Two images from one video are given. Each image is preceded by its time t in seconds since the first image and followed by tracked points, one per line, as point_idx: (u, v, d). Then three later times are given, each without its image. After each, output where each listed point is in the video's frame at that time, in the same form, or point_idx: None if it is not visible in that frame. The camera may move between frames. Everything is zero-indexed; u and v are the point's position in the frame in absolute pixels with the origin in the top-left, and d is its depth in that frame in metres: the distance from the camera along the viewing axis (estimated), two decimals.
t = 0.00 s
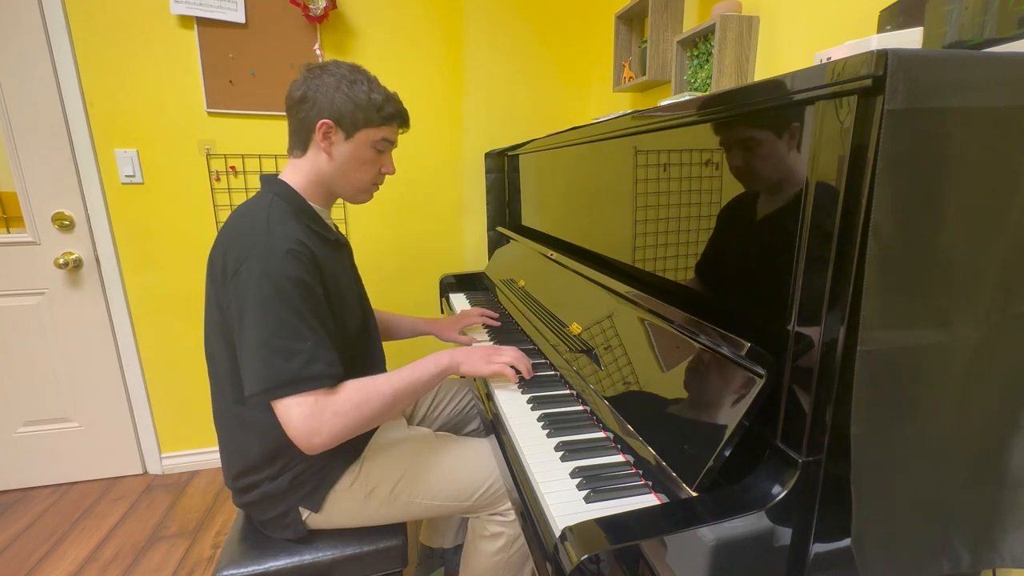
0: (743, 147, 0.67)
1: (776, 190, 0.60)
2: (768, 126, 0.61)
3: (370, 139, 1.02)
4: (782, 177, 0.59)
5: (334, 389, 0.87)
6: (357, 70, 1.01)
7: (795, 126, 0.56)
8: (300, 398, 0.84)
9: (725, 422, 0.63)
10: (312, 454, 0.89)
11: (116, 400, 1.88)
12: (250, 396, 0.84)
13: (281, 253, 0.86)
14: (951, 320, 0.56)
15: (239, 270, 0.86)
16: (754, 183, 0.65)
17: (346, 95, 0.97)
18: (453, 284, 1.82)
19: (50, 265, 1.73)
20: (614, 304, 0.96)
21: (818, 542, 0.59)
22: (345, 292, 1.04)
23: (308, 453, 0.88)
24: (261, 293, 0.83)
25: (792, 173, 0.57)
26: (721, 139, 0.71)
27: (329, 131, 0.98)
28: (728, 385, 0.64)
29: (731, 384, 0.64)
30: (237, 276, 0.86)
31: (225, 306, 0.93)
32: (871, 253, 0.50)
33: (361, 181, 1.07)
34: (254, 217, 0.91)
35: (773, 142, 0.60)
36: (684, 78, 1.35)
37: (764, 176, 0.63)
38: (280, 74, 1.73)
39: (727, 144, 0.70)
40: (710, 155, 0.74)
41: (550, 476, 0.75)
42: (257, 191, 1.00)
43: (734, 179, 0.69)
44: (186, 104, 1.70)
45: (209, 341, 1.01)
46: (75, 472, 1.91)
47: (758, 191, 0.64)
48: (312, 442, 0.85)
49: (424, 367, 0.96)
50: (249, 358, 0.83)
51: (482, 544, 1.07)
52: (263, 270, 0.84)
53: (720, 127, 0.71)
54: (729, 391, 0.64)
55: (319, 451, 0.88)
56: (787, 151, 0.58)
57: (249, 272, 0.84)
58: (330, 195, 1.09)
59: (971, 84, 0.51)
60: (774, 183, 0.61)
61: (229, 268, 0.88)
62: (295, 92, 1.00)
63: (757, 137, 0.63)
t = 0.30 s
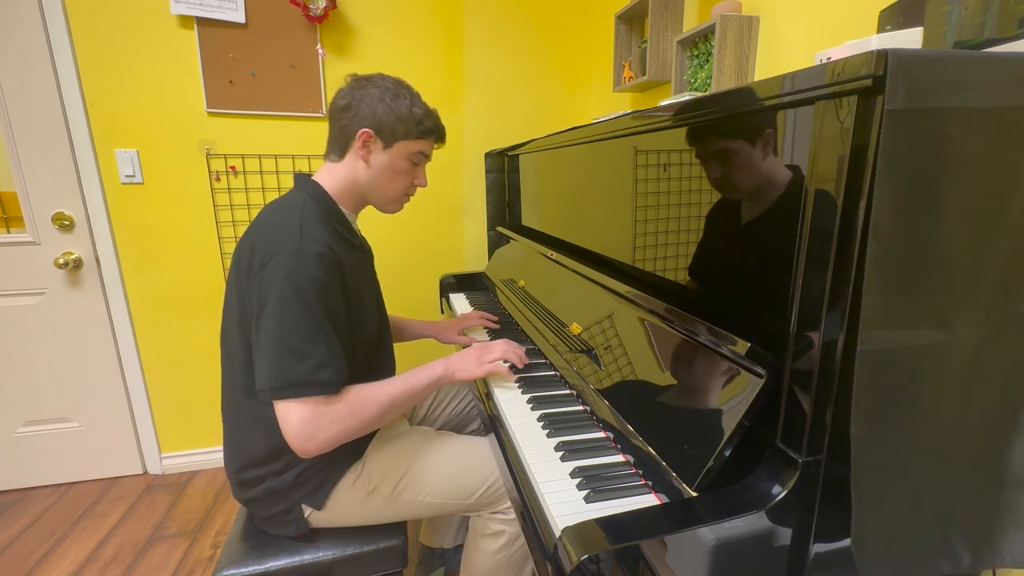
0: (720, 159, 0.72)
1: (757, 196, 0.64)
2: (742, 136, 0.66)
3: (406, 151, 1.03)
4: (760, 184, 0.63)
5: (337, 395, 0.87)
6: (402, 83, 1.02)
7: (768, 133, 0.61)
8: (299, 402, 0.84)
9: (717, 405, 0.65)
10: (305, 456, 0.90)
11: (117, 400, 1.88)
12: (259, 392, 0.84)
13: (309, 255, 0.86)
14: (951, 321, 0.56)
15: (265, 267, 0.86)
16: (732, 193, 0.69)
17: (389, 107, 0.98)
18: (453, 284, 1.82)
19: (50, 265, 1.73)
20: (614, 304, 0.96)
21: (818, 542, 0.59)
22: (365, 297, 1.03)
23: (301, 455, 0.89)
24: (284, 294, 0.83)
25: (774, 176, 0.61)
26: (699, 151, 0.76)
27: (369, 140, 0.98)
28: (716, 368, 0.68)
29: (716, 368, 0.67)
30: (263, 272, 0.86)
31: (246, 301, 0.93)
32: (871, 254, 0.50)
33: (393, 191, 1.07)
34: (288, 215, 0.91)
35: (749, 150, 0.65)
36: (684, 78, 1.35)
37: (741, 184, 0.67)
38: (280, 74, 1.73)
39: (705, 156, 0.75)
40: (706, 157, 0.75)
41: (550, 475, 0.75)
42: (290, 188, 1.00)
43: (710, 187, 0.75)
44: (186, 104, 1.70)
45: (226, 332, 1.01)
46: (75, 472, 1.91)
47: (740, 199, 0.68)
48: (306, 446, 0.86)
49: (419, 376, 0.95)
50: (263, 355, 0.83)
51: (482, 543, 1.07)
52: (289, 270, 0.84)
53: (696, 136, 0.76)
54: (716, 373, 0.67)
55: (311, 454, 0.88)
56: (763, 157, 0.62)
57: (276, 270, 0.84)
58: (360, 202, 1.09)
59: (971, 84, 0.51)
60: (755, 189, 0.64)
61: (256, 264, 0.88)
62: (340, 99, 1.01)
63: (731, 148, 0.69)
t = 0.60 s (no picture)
0: (704, 169, 0.75)
1: (744, 202, 0.67)
2: (724, 144, 0.70)
3: (432, 161, 1.03)
4: (746, 191, 0.66)
5: (353, 395, 0.86)
6: (434, 94, 1.02)
7: (750, 139, 0.64)
8: (315, 400, 0.82)
9: (712, 395, 0.67)
10: (317, 457, 0.88)
11: (116, 400, 1.88)
12: (276, 390, 0.83)
13: (334, 256, 0.86)
14: (951, 320, 0.56)
15: (290, 265, 0.85)
16: (719, 201, 0.73)
17: (420, 117, 0.98)
18: (453, 284, 1.82)
19: (50, 265, 1.73)
20: (614, 304, 0.96)
21: (818, 542, 0.58)
22: (382, 301, 1.04)
23: (312, 455, 0.87)
24: (309, 292, 0.82)
25: (760, 181, 0.63)
26: (684, 163, 0.80)
27: (397, 148, 0.99)
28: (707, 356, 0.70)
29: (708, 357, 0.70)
30: (287, 270, 0.85)
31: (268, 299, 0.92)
32: (870, 254, 0.50)
33: (417, 200, 1.07)
34: (314, 216, 0.91)
35: (733, 158, 0.68)
36: (684, 78, 1.35)
37: (724, 192, 0.71)
38: (280, 73, 1.73)
39: (690, 168, 0.78)
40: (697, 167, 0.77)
41: (550, 475, 0.75)
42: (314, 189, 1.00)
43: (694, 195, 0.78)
44: (186, 104, 1.70)
45: (240, 329, 1.01)
46: (75, 472, 1.91)
47: (729, 207, 0.70)
48: (320, 445, 0.84)
49: (431, 377, 0.94)
50: (282, 353, 0.82)
51: (483, 543, 1.07)
52: (315, 270, 0.83)
53: (679, 143, 0.81)
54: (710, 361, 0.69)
55: (324, 454, 0.87)
56: (748, 163, 0.65)
57: (301, 268, 0.84)
58: (382, 208, 1.08)
59: (971, 84, 0.51)
60: (742, 195, 0.67)
61: (280, 262, 0.87)
62: (371, 107, 1.01)
63: (713, 157, 0.72)
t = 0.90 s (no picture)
0: (702, 173, 0.75)
1: (744, 205, 0.67)
2: (722, 148, 0.70)
3: (441, 165, 1.03)
4: (746, 193, 0.66)
5: (354, 398, 0.85)
6: (446, 99, 1.02)
7: (749, 143, 0.65)
8: (313, 402, 0.81)
9: (713, 394, 0.67)
10: (314, 462, 0.87)
11: (116, 400, 1.88)
12: (275, 392, 0.82)
13: (339, 258, 0.86)
14: (951, 320, 0.56)
15: (294, 266, 0.85)
16: (718, 206, 0.73)
17: (430, 120, 0.98)
18: (453, 284, 1.82)
19: (50, 265, 1.73)
20: (614, 304, 0.96)
21: (818, 542, 0.58)
22: (385, 304, 1.03)
23: (310, 460, 0.86)
24: (312, 292, 0.82)
25: (760, 182, 0.63)
26: (682, 167, 0.80)
27: (406, 151, 0.99)
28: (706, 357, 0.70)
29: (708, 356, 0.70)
30: (291, 271, 0.85)
31: (271, 299, 0.92)
32: (871, 254, 0.50)
33: (425, 204, 1.06)
34: (319, 217, 0.91)
35: (731, 162, 0.68)
36: (684, 78, 1.35)
37: (722, 195, 0.72)
38: (279, 73, 1.73)
39: (689, 172, 0.79)
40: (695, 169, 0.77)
41: (551, 475, 0.75)
42: (321, 190, 1.01)
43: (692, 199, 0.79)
44: (186, 104, 1.70)
45: (243, 330, 1.01)
46: (75, 472, 1.91)
47: (729, 209, 0.70)
48: (318, 449, 0.83)
49: (433, 380, 0.92)
50: (282, 354, 0.81)
51: (484, 543, 1.07)
52: (319, 271, 0.83)
53: (676, 147, 0.81)
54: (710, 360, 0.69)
55: (321, 459, 0.86)
56: (746, 166, 0.65)
57: (305, 269, 0.84)
58: (389, 212, 1.08)
59: (971, 84, 0.51)
60: (741, 198, 0.67)
61: (285, 262, 0.87)
62: (383, 110, 1.02)
63: (712, 162, 0.73)
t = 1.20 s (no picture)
0: (705, 177, 0.75)
1: (749, 204, 0.65)
2: (725, 152, 0.70)
3: (439, 170, 1.04)
4: (750, 193, 0.65)
5: (325, 408, 0.83)
6: (443, 101, 1.02)
7: (754, 145, 0.64)
8: (280, 409, 0.80)
9: (717, 399, 0.66)
10: (277, 469, 0.85)
11: (117, 400, 1.88)
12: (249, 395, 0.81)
13: (325, 263, 0.85)
14: (951, 321, 0.56)
15: (282, 268, 0.85)
16: (723, 207, 0.72)
17: (430, 125, 0.98)
18: (453, 284, 1.82)
19: (50, 265, 1.73)
20: (614, 305, 0.96)
21: (818, 542, 0.58)
22: (377, 306, 1.03)
23: (273, 467, 0.84)
24: (293, 297, 0.81)
25: (766, 183, 0.62)
26: (687, 169, 0.79)
27: (404, 154, 0.98)
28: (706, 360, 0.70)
29: (709, 359, 0.69)
30: (278, 273, 0.85)
31: (262, 301, 0.92)
32: (870, 253, 0.50)
33: (420, 207, 1.07)
34: (312, 219, 0.91)
35: (735, 165, 0.68)
36: (684, 78, 1.35)
37: (727, 198, 0.71)
38: (279, 73, 1.73)
39: (693, 174, 0.78)
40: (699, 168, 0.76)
41: (550, 476, 0.75)
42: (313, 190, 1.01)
43: (697, 201, 0.78)
44: (186, 104, 1.70)
45: (238, 331, 1.01)
46: (75, 472, 1.91)
47: (735, 209, 0.69)
48: (281, 457, 0.82)
49: (409, 392, 0.92)
50: (259, 357, 0.81)
51: (484, 543, 1.07)
52: (303, 274, 0.83)
53: (682, 150, 0.80)
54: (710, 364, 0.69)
55: (283, 467, 0.84)
56: (750, 169, 0.64)
57: (290, 272, 0.83)
58: (382, 212, 1.08)
59: (971, 84, 0.51)
60: (747, 198, 0.66)
61: (274, 265, 0.87)
62: (379, 109, 0.99)
63: (715, 166, 0.72)
